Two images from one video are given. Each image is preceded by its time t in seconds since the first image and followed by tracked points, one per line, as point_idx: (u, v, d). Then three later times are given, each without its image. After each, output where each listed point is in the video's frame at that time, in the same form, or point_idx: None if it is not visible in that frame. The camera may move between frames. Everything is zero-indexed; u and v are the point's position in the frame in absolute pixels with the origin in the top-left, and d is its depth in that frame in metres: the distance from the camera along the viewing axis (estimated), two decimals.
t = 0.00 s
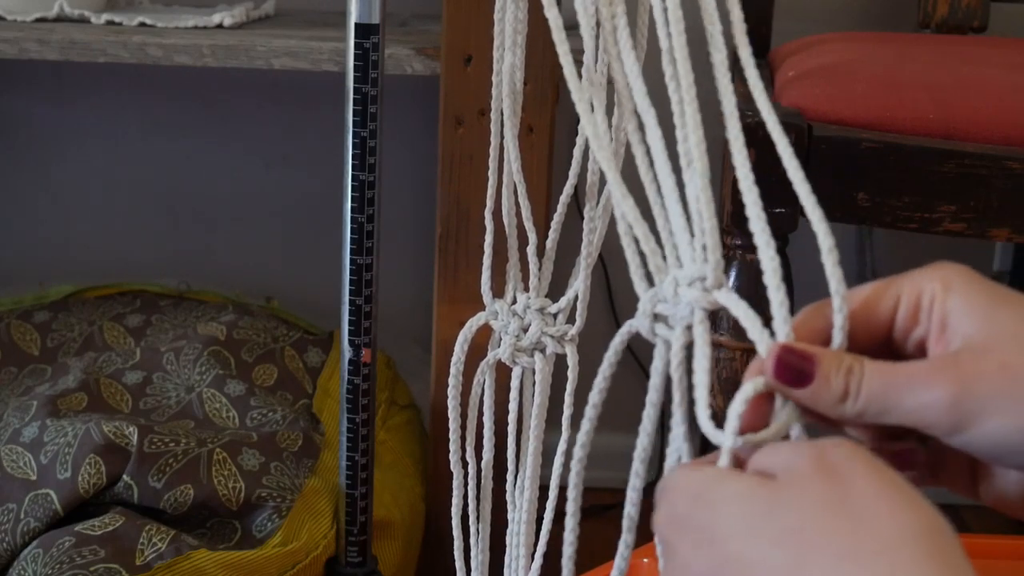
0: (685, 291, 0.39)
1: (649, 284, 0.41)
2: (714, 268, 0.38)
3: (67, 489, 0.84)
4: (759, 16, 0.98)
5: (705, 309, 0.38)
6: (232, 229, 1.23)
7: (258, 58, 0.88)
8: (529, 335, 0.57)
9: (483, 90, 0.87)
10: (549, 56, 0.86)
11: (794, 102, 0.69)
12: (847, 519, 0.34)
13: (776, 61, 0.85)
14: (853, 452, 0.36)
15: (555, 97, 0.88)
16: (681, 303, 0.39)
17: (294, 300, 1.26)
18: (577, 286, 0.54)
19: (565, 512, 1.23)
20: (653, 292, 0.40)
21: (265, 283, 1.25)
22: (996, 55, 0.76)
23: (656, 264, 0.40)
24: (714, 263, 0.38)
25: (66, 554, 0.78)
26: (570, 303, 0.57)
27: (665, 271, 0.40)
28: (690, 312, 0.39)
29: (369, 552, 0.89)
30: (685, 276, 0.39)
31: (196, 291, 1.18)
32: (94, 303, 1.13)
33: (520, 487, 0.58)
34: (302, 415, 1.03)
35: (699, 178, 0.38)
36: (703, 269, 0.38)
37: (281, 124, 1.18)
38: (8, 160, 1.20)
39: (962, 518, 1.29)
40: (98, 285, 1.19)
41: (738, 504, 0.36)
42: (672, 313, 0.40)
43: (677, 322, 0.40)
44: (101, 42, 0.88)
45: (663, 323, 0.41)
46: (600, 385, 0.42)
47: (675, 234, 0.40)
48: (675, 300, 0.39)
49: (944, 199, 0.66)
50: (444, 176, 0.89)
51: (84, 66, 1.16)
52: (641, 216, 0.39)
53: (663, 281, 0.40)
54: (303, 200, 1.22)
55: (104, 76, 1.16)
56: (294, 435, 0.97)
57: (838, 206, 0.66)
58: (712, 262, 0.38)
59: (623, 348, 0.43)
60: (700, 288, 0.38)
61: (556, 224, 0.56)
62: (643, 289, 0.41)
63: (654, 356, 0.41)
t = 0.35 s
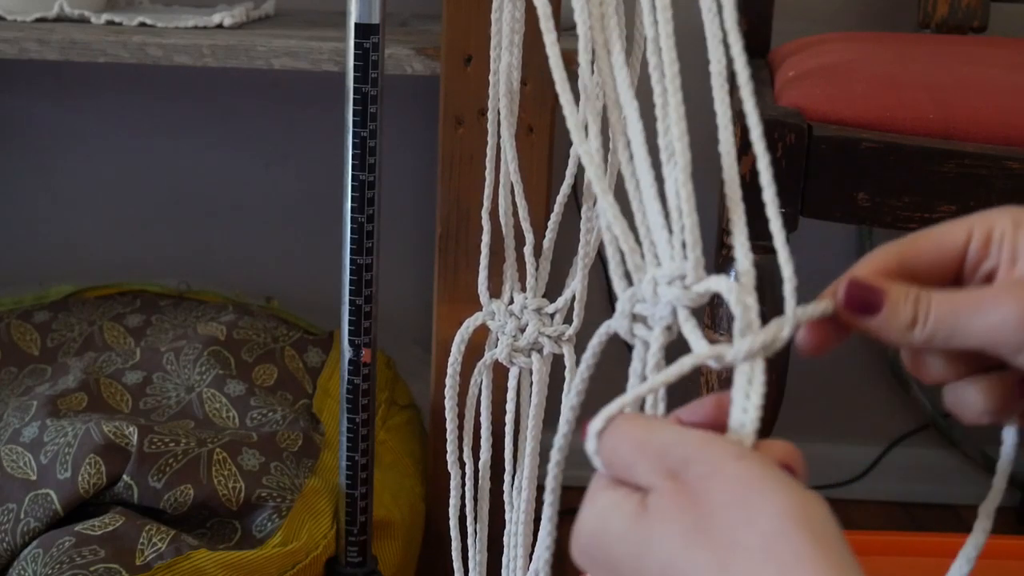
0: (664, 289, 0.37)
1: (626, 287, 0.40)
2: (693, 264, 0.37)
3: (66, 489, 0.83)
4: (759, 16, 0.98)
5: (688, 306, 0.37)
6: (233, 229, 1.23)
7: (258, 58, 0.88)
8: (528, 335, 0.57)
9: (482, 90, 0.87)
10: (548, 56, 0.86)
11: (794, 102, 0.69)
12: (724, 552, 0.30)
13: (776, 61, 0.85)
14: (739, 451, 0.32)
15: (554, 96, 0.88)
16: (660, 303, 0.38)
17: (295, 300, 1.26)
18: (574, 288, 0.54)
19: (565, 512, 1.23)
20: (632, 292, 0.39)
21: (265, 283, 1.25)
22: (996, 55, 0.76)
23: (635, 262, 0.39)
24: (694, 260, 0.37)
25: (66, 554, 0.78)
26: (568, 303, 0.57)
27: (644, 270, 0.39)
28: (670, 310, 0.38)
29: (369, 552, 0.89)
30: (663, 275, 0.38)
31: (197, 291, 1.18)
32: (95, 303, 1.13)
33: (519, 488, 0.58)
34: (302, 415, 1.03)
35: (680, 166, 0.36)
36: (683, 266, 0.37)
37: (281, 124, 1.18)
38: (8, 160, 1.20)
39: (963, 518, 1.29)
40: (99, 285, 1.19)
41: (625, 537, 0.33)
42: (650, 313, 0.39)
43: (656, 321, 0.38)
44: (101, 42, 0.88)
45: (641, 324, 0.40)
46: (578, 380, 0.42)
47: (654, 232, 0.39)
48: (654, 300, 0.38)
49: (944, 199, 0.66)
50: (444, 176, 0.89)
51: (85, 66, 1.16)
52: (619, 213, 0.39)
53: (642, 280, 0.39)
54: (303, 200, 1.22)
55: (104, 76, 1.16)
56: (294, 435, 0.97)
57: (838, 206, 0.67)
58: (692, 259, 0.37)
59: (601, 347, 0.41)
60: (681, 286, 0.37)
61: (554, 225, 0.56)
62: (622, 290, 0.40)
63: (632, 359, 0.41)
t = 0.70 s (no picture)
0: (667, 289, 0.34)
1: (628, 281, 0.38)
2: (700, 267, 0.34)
3: (66, 489, 0.83)
4: (759, 16, 0.98)
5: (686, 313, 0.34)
6: (233, 229, 1.23)
7: (259, 57, 0.88)
8: (523, 339, 0.57)
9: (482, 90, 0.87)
10: (548, 57, 0.86)
11: (794, 101, 0.69)
12: None
13: (776, 61, 0.86)
14: (679, 477, 0.33)
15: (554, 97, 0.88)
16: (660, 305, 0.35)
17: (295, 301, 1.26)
18: (570, 290, 0.54)
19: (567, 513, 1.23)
20: (629, 290, 0.38)
21: (265, 283, 1.25)
22: (996, 54, 0.76)
23: (637, 261, 0.38)
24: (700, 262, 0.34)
25: (66, 554, 0.78)
26: (564, 306, 0.57)
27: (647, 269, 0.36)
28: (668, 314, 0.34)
29: (369, 552, 0.89)
30: (668, 274, 0.35)
31: (197, 291, 1.18)
32: (95, 303, 1.13)
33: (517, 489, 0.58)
34: (302, 415, 1.03)
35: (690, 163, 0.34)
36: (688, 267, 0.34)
37: (281, 124, 1.18)
38: (9, 160, 1.20)
39: (963, 518, 1.29)
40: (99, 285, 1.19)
41: None
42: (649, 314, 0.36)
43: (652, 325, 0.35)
44: (101, 42, 0.88)
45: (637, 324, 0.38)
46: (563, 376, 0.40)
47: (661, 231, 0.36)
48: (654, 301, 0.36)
49: (944, 199, 0.66)
50: (444, 176, 0.89)
51: (84, 65, 1.16)
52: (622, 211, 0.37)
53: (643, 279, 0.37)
54: (303, 200, 1.22)
55: (104, 76, 1.16)
56: (294, 435, 0.97)
57: (838, 206, 0.66)
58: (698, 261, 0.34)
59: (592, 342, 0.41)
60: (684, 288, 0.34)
61: (550, 226, 0.56)
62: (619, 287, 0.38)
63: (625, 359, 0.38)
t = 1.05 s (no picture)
0: (674, 322, 0.35)
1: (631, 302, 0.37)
2: (708, 303, 0.35)
3: (66, 489, 0.83)
4: (759, 16, 0.98)
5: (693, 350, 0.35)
6: (233, 229, 1.23)
7: (259, 57, 0.88)
8: (531, 341, 0.56)
9: (482, 90, 0.87)
10: (548, 57, 0.86)
11: (793, 101, 0.69)
12: None
13: (776, 61, 0.86)
14: None
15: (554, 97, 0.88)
16: (666, 333, 0.35)
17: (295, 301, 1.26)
18: (578, 292, 0.53)
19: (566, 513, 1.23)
20: (633, 311, 0.36)
21: (265, 283, 1.25)
22: (996, 55, 0.76)
23: (644, 283, 0.35)
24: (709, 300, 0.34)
25: (66, 554, 0.78)
26: (571, 308, 0.57)
27: (652, 293, 0.36)
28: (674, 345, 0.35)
29: (369, 552, 0.89)
30: (675, 306, 0.35)
31: (197, 291, 1.18)
32: (95, 303, 1.13)
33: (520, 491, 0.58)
34: (302, 415, 1.03)
35: (694, 201, 0.34)
36: (697, 301, 0.35)
37: (281, 124, 1.18)
38: (9, 160, 1.20)
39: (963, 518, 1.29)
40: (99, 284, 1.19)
41: None
42: (652, 338, 0.36)
43: (654, 349, 0.36)
44: (101, 42, 0.88)
45: (634, 344, 0.37)
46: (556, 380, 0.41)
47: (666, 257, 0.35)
48: (659, 327, 0.36)
49: (944, 199, 0.66)
50: (444, 176, 0.89)
51: (84, 65, 1.16)
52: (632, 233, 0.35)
53: (647, 302, 0.36)
54: (303, 200, 1.22)
55: (104, 76, 1.16)
56: (294, 436, 0.97)
57: (838, 206, 0.67)
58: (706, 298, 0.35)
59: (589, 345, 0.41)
60: (690, 323, 0.35)
61: (557, 229, 0.56)
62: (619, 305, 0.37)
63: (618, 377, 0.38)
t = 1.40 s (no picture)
0: (689, 303, 0.34)
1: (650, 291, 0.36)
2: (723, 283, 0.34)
3: (66, 489, 0.83)
4: (759, 16, 0.98)
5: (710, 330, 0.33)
6: (233, 229, 1.23)
7: (259, 57, 0.88)
8: (523, 338, 0.56)
9: (482, 90, 0.87)
10: (548, 57, 0.86)
11: (793, 102, 0.69)
12: None
13: (776, 61, 0.86)
14: None
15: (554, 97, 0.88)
16: (683, 316, 0.34)
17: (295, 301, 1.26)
18: (570, 289, 0.53)
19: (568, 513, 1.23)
20: (652, 299, 0.35)
21: (265, 283, 1.25)
22: (995, 55, 0.76)
23: (659, 268, 0.35)
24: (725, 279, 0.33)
25: (66, 554, 0.78)
26: (565, 305, 0.56)
27: (668, 279, 0.35)
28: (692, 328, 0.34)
29: (369, 552, 0.89)
30: (690, 288, 0.34)
31: (197, 291, 1.18)
32: (95, 303, 1.13)
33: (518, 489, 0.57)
34: (302, 415, 1.03)
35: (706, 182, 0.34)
36: (712, 282, 0.34)
37: (281, 124, 1.18)
38: (8, 160, 1.20)
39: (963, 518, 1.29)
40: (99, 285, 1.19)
41: None
42: (671, 324, 0.35)
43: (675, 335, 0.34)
44: (101, 42, 0.88)
45: (658, 331, 0.36)
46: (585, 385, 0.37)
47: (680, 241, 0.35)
48: (677, 312, 0.34)
49: (944, 199, 0.66)
50: (444, 176, 0.89)
51: (83, 65, 1.16)
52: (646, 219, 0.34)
53: (663, 290, 0.35)
54: (303, 200, 1.22)
55: (104, 76, 1.16)
56: (294, 435, 0.97)
57: (837, 206, 0.66)
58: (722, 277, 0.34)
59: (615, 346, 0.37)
60: (706, 304, 0.34)
61: (550, 225, 0.56)
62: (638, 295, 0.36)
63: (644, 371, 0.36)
